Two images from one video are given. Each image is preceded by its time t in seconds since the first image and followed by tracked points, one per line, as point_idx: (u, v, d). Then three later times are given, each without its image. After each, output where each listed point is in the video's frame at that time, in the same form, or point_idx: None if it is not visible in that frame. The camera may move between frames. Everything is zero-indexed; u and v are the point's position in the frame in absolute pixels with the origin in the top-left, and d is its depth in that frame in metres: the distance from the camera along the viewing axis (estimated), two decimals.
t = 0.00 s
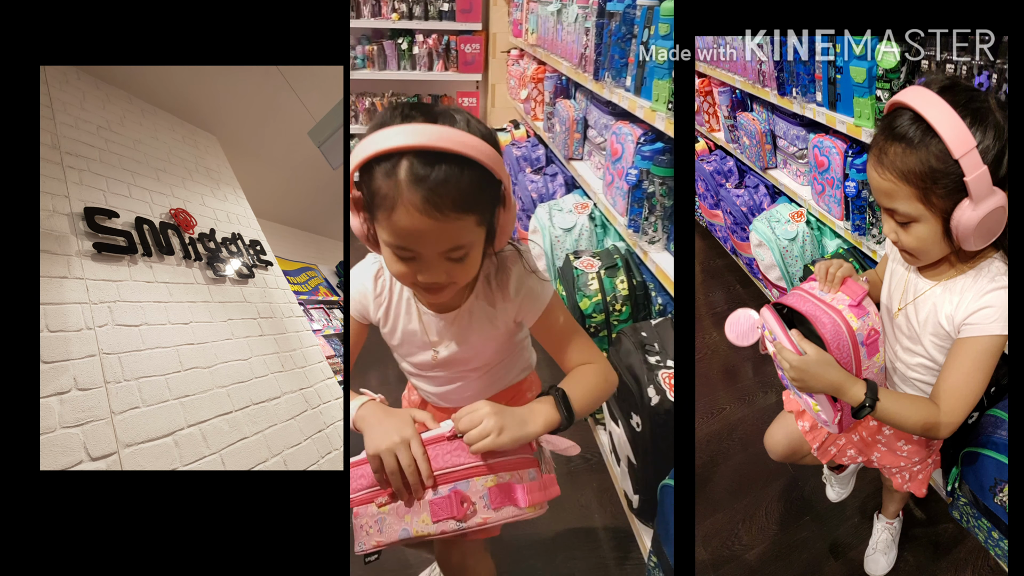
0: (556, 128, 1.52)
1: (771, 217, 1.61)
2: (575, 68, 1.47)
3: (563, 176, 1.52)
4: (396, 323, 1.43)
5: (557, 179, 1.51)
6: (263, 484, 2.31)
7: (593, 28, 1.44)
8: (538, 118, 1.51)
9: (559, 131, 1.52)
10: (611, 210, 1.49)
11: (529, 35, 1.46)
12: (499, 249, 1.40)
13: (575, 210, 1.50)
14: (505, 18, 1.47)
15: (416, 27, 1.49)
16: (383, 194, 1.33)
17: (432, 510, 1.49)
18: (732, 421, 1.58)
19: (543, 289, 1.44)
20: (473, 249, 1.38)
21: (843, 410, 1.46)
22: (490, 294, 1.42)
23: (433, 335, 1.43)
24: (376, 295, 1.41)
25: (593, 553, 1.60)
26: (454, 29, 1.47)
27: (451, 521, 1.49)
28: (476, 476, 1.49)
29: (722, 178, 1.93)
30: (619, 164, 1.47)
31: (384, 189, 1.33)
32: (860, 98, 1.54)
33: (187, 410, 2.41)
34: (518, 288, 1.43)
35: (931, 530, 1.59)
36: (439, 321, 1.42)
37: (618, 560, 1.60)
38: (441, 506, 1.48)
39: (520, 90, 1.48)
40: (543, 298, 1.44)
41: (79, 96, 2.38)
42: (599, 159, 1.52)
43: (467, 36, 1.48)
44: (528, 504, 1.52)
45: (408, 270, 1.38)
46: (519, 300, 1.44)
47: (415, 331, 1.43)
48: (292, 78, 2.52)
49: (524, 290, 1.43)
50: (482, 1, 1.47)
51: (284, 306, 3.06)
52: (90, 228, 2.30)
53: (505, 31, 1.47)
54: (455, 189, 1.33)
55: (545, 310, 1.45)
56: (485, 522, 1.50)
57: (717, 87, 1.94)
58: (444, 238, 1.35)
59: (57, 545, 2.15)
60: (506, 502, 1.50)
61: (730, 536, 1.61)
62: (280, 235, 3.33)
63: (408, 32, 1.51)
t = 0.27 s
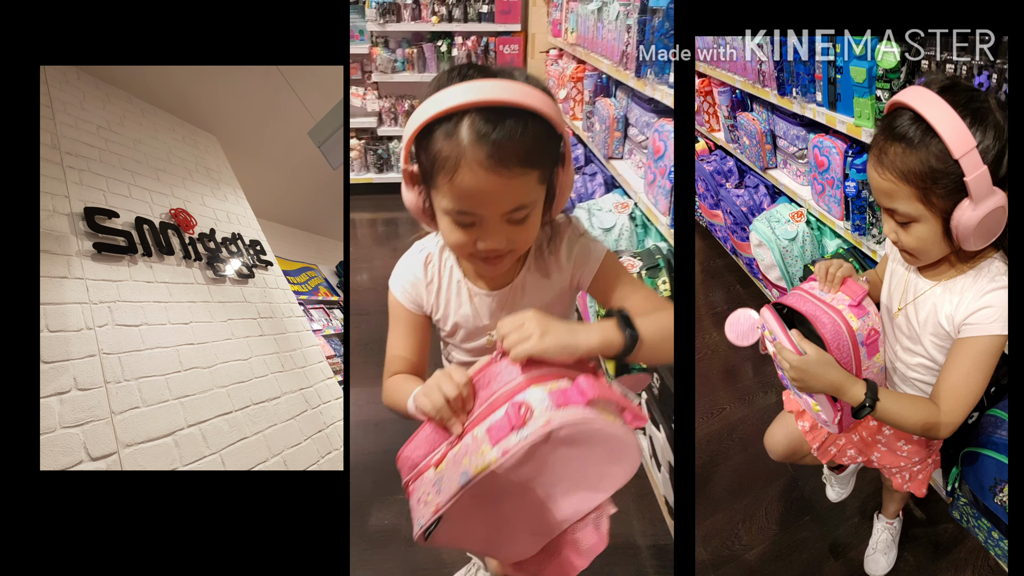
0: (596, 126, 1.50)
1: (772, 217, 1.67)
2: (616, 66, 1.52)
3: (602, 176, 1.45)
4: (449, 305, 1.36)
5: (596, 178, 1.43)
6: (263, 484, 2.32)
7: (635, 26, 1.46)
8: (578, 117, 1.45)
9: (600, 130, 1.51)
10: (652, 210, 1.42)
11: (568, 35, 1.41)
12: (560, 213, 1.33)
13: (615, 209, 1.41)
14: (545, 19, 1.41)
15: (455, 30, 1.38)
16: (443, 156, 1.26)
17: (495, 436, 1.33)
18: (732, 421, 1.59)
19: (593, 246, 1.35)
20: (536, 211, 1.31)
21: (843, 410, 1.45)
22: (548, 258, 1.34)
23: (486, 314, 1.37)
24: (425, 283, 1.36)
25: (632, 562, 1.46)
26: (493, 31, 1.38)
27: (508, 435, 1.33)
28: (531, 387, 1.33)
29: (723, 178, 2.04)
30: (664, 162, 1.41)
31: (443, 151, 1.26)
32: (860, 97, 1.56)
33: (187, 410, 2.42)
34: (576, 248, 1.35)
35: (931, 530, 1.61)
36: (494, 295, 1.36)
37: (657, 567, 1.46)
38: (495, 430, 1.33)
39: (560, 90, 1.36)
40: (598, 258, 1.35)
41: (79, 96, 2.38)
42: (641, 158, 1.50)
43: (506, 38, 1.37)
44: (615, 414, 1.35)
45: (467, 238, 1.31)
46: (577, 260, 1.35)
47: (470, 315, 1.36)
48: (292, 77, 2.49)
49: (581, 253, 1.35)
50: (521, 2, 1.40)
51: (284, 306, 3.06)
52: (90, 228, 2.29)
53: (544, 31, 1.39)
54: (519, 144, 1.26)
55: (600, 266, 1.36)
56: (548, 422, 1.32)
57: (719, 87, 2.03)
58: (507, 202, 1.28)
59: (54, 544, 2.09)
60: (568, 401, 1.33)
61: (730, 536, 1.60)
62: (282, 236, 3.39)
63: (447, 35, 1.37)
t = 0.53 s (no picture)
0: (610, 131, 1.49)
1: (772, 217, 1.66)
2: (631, 71, 1.51)
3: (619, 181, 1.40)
4: (471, 263, 1.35)
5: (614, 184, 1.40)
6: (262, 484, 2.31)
7: (650, 31, 1.44)
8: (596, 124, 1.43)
9: (615, 135, 1.51)
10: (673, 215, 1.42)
11: (585, 42, 1.35)
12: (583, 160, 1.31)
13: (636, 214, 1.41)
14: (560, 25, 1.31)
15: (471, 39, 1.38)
16: (484, 95, 1.24)
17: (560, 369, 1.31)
18: (732, 421, 1.59)
19: (608, 197, 1.35)
20: (572, 152, 1.29)
21: (843, 410, 1.45)
22: (571, 208, 1.34)
23: (507, 271, 1.35)
24: (446, 245, 1.35)
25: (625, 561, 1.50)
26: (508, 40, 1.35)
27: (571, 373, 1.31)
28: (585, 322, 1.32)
29: (723, 178, 2.03)
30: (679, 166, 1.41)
31: (483, 91, 1.24)
32: (860, 98, 1.55)
33: (187, 410, 2.41)
34: (594, 197, 1.35)
35: (931, 529, 1.61)
36: (516, 249, 1.35)
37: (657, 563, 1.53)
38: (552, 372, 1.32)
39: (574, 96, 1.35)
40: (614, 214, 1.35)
41: (79, 96, 2.38)
42: (657, 163, 1.52)
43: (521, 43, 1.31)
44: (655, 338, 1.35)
45: (503, 180, 1.28)
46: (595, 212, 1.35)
47: (489, 274, 1.35)
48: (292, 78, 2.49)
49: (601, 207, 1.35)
50: (536, 7, 1.34)
51: (284, 306, 3.05)
52: (90, 228, 2.29)
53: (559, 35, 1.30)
54: (557, 81, 1.25)
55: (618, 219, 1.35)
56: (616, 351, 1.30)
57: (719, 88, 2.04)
58: (547, 138, 1.26)
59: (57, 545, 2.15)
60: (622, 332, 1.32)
61: (730, 536, 1.60)
62: (282, 236, 3.36)
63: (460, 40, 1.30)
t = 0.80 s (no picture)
0: (607, 121, 1.51)
1: (772, 217, 1.68)
2: (627, 60, 1.50)
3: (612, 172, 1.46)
4: (475, 263, 1.37)
5: (608, 174, 1.45)
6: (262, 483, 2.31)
7: (646, 19, 1.46)
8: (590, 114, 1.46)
9: (612, 126, 1.54)
10: (666, 204, 1.43)
11: (579, 30, 1.40)
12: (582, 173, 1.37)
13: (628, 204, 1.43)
14: (555, 14, 1.38)
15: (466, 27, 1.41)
16: (496, 121, 1.26)
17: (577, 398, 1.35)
18: (732, 421, 1.59)
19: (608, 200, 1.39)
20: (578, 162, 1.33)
21: (843, 410, 1.45)
22: (575, 212, 1.38)
23: (512, 269, 1.38)
24: (449, 244, 1.37)
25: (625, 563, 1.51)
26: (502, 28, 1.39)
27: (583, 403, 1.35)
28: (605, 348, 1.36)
29: (723, 178, 2.03)
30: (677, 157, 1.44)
31: (494, 116, 1.26)
32: (860, 98, 1.54)
33: (187, 410, 2.41)
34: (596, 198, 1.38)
35: (931, 530, 1.61)
36: (520, 248, 1.38)
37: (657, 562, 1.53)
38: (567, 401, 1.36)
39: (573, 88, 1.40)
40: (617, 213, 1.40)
41: (79, 96, 2.37)
42: (653, 152, 1.58)
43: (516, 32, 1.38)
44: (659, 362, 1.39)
45: (513, 196, 1.32)
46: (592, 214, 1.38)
47: (495, 272, 1.38)
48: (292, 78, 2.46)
49: (600, 207, 1.39)
50: None
51: (284, 306, 3.05)
52: (90, 228, 2.28)
53: (555, 27, 1.38)
54: (566, 100, 1.27)
55: (619, 220, 1.40)
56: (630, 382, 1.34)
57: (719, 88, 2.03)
58: (556, 156, 1.30)
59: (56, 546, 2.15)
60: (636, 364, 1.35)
61: (730, 536, 1.60)
62: (283, 236, 3.33)
63: (457, 31, 1.41)
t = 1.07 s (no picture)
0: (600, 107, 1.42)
1: (772, 217, 1.68)
2: (620, 50, 1.41)
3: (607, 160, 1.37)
4: (476, 276, 1.38)
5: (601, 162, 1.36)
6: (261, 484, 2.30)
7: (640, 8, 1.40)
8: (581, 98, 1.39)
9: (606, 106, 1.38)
10: (658, 195, 1.40)
11: (573, 18, 1.37)
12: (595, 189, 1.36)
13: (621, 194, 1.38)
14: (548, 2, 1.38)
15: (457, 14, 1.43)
16: (518, 131, 1.30)
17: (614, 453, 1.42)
18: (732, 421, 1.59)
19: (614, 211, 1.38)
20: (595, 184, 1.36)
21: (843, 411, 1.45)
22: (581, 228, 1.38)
23: (514, 285, 1.39)
24: (449, 249, 1.38)
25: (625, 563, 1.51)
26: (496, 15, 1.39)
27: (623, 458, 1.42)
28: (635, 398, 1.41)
29: (723, 178, 2.02)
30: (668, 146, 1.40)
31: (515, 127, 1.30)
32: (860, 98, 1.54)
33: (187, 410, 2.41)
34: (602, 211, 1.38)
35: (931, 530, 1.60)
36: (524, 263, 1.38)
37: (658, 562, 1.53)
38: (602, 458, 1.42)
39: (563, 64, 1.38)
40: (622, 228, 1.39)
41: (79, 96, 2.34)
42: (646, 143, 1.42)
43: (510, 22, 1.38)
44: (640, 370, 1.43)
45: (526, 212, 1.35)
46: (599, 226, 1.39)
47: (499, 289, 1.39)
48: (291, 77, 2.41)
49: (606, 220, 1.38)
50: None
51: (284, 306, 3.04)
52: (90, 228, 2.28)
53: (548, 16, 1.37)
54: (590, 119, 1.31)
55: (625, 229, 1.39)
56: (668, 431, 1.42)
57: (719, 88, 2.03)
58: (573, 177, 1.34)
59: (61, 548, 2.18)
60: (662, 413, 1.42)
61: (730, 536, 1.60)
62: (283, 236, 3.23)
63: (450, 19, 1.44)
